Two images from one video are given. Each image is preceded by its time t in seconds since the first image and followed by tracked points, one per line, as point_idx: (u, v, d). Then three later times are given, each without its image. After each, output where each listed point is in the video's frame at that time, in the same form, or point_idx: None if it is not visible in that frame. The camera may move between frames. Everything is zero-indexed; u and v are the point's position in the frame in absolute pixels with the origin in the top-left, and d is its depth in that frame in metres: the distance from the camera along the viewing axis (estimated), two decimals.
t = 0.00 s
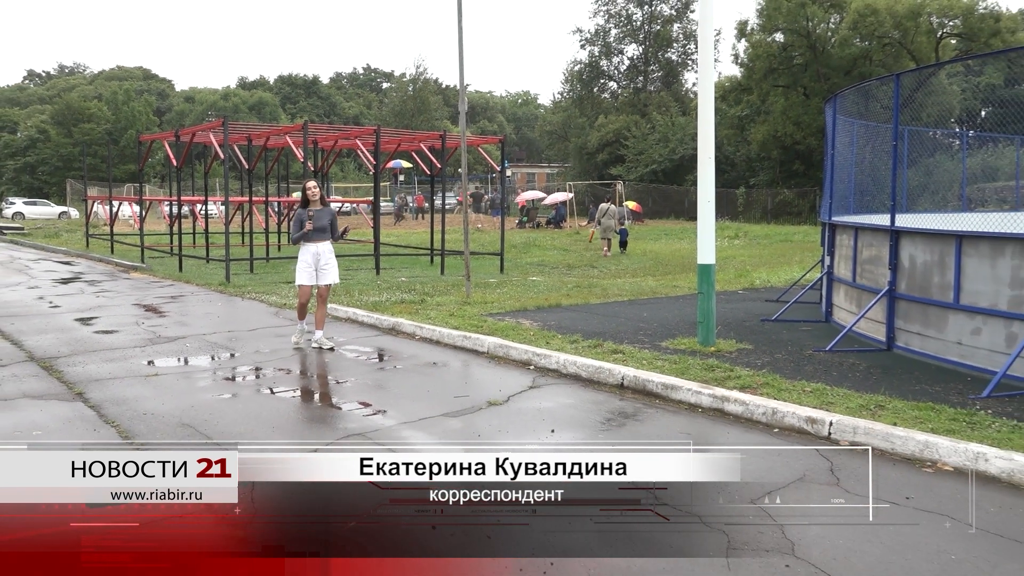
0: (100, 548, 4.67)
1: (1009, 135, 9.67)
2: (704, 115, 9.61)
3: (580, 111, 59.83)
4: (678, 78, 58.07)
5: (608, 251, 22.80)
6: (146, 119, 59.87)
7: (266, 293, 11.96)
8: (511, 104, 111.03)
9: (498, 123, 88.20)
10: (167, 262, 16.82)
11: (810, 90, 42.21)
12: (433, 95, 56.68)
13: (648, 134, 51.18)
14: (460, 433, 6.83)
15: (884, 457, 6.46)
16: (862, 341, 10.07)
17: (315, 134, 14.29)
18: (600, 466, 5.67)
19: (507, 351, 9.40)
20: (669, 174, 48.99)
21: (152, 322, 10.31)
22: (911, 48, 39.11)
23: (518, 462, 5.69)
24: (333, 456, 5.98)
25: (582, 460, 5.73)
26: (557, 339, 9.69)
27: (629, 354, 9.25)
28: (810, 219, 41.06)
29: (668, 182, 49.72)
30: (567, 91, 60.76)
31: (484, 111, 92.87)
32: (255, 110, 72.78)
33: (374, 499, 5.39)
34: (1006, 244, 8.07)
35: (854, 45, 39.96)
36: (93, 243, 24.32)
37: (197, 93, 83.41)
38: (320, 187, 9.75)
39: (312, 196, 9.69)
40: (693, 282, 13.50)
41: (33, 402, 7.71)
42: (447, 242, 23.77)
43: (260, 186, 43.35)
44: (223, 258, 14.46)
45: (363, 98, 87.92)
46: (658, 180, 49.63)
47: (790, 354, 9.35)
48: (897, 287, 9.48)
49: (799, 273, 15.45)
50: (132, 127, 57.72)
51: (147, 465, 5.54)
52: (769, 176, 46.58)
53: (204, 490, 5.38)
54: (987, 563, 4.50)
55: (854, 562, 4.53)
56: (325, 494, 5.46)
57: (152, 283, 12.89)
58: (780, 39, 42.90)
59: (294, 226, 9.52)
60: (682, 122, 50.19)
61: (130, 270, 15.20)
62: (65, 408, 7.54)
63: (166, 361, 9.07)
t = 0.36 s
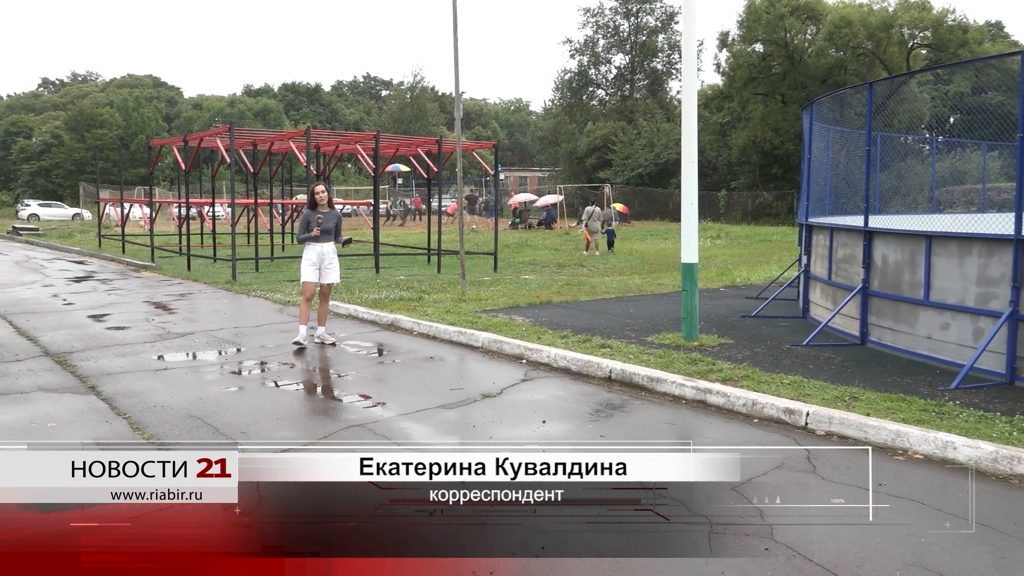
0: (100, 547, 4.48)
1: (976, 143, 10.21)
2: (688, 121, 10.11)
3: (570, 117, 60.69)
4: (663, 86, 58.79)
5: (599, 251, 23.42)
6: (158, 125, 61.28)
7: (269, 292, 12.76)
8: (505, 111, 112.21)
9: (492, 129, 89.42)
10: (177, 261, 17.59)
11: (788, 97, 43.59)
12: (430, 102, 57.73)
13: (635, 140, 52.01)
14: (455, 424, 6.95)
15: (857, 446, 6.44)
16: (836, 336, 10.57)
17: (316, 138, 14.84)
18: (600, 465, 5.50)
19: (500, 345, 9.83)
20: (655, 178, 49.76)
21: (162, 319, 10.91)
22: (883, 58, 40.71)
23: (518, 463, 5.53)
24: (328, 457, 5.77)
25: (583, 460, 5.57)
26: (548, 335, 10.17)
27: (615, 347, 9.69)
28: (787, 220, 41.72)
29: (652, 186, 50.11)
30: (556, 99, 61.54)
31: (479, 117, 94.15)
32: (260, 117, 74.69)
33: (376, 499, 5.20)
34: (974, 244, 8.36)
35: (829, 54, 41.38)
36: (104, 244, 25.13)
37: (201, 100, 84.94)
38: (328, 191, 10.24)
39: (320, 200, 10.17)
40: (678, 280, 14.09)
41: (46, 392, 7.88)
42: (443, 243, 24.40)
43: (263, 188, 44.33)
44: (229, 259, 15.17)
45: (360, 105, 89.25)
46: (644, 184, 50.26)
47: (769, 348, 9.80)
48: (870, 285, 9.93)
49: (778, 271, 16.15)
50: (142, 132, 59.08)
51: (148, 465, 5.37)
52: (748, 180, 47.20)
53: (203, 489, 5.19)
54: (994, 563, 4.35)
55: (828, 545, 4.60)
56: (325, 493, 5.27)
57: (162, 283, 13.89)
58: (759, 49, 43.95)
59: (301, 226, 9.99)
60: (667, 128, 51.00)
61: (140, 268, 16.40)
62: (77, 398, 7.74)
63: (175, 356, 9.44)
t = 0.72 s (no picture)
0: (100, 547, 4.49)
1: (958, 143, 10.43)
2: (678, 124, 10.31)
3: (563, 119, 61.07)
4: (654, 88, 59.08)
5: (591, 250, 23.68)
6: (156, 126, 61.69)
7: (267, 289, 13.03)
8: (499, 113, 112.67)
9: (486, 130, 89.79)
10: (177, 260, 17.89)
11: (775, 100, 43.83)
12: (425, 104, 58.05)
13: (626, 141, 52.43)
14: (450, 419, 7.16)
15: (841, 439, 6.64)
16: (823, 332, 10.83)
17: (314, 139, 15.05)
18: (600, 465, 5.52)
19: (494, 343, 10.03)
20: (645, 178, 50.06)
21: (162, 317, 11.13)
22: (868, 61, 41.17)
23: (518, 463, 5.57)
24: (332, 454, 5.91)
25: (583, 460, 5.59)
26: (541, 332, 10.40)
27: (606, 345, 9.89)
28: (775, 220, 42.01)
29: (644, 186, 50.42)
30: (549, 100, 61.92)
31: (473, 118, 94.47)
32: (257, 118, 75.11)
33: (377, 498, 5.23)
34: (957, 243, 8.58)
35: (816, 58, 41.58)
36: (105, 242, 25.45)
37: (201, 102, 85.33)
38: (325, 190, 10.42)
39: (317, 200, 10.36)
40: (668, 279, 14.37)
41: (48, 391, 7.95)
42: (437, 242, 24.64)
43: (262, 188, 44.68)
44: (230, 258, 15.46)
45: (355, 107, 89.63)
46: (634, 184, 50.52)
47: (756, 344, 10.04)
48: (855, 283, 10.16)
49: (765, 268, 16.58)
50: (142, 133, 59.48)
51: (147, 465, 5.43)
52: (736, 180, 47.41)
53: (203, 489, 5.25)
54: (983, 558, 4.42)
55: (814, 537, 4.71)
56: (323, 493, 5.30)
57: (162, 281, 14.16)
58: (747, 52, 44.29)
59: (298, 226, 10.15)
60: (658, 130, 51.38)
61: (141, 267, 16.69)
62: (78, 395, 7.86)
63: (175, 353, 9.60)
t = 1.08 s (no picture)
0: (101, 547, 4.48)
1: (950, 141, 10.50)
2: (671, 121, 10.30)
3: (556, 117, 61.09)
4: (647, 87, 59.13)
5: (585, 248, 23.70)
6: (149, 124, 61.49)
7: (260, 288, 13.01)
8: (494, 111, 112.53)
9: (480, 129, 89.73)
10: (170, 259, 17.84)
11: (768, 98, 43.99)
12: (419, 101, 57.95)
13: (620, 139, 52.47)
14: (444, 418, 7.16)
15: (834, 437, 6.66)
16: (816, 330, 10.85)
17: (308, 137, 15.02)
18: (600, 465, 5.53)
19: (487, 341, 10.03)
20: (639, 177, 50.09)
21: (156, 316, 11.10)
22: (861, 60, 41.24)
23: (519, 463, 5.58)
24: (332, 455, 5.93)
25: (583, 460, 5.59)
26: (535, 330, 10.41)
27: (600, 343, 9.90)
28: (769, 219, 42.10)
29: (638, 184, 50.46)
30: (543, 99, 61.94)
31: (466, 117, 94.40)
32: (251, 116, 74.92)
33: (376, 497, 5.23)
34: (949, 241, 8.61)
35: (809, 56, 41.70)
36: (97, 241, 25.37)
37: (194, 101, 85.09)
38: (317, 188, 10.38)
39: (309, 197, 10.32)
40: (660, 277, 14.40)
41: (41, 390, 7.90)
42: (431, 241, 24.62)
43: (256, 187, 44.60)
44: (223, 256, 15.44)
45: (349, 105, 89.47)
46: (628, 182, 50.56)
47: (750, 342, 10.06)
48: (848, 281, 10.18)
49: (757, 267, 16.62)
50: (136, 131, 59.20)
51: (147, 465, 5.43)
52: (730, 179, 47.41)
53: (204, 488, 5.26)
54: (976, 555, 4.44)
55: (812, 535, 4.72)
56: (324, 493, 5.29)
57: (155, 280, 14.12)
58: (741, 50, 44.39)
59: (290, 223, 10.12)
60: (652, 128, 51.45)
61: (134, 265, 16.64)
62: (72, 394, 7.82)
63: (168, 352, 9.57)
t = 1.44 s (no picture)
0: (101, 547, 4.46)
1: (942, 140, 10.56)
2: (663, 120, 10.30)
3: (550, 116, 61.15)
4: (641, 85, 59.20)
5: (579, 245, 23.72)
6: (141, 122, 61.33)
7: (253, 287, 12.99)
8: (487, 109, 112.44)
9: (473, 127, 89.69)
10: (163, 258, 17.82)
11: (761, 97, 44.10)
12: (412, 100, 57.92)
13: (613, 138, 52.56)
14: (438, 416, 7.15)
15: (827, 434, 6.67)
16: (809, 328, 10.88)
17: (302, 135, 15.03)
18: (600, 466, 5.53)
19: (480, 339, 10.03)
20: (632, 176, 50.19)
21: (148, 315, 11.07)
22: (853, 58, 41.32)
23: (518, 463, 5.59)
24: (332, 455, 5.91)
25: (582, 460, 5.59)
26: (529, 328, 10.41)
27: (593, 341, 9.90)
28: (761, 217, 42.22)
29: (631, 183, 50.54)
30: (537, 97, 61.98)
31: (460, 115, 94.36)
32: (244, 115, 74.78)
33: (375, 497, 5.22)
34: (940, 240, 8.64)
35: (802, 55, 41.86)
36: (89, 239, 25.31)
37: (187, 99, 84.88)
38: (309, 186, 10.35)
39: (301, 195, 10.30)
40: (653, 276, 14.43)
41: (33, 390, 7.87)
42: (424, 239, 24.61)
43: (249, 186, 44.51)
44: (215, 255, 15.42)
45: (342, 103, 89.40)
46: (622, 181, 50.62)
47: (743, 340, 10.08)
48: (841, 279, 10.21)
49: (750, 265, 16.70)
50: (128, 130, 58.97)
51: (147, 465, 5.40)
52: (723, 177, 47.39)
53: (202, 489, 5.22)
54: (967, 552, 4.47)
55: (806, 533, 4.73)
56: (323, 493, 5.28)
57: (148, 278, 14.09)
58: (734, 49, 44.51)
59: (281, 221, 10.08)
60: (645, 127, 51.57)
61: (126, 264, 16.60)
62: (66, 393, 7.78)
63: (161, 351, 9.53)
